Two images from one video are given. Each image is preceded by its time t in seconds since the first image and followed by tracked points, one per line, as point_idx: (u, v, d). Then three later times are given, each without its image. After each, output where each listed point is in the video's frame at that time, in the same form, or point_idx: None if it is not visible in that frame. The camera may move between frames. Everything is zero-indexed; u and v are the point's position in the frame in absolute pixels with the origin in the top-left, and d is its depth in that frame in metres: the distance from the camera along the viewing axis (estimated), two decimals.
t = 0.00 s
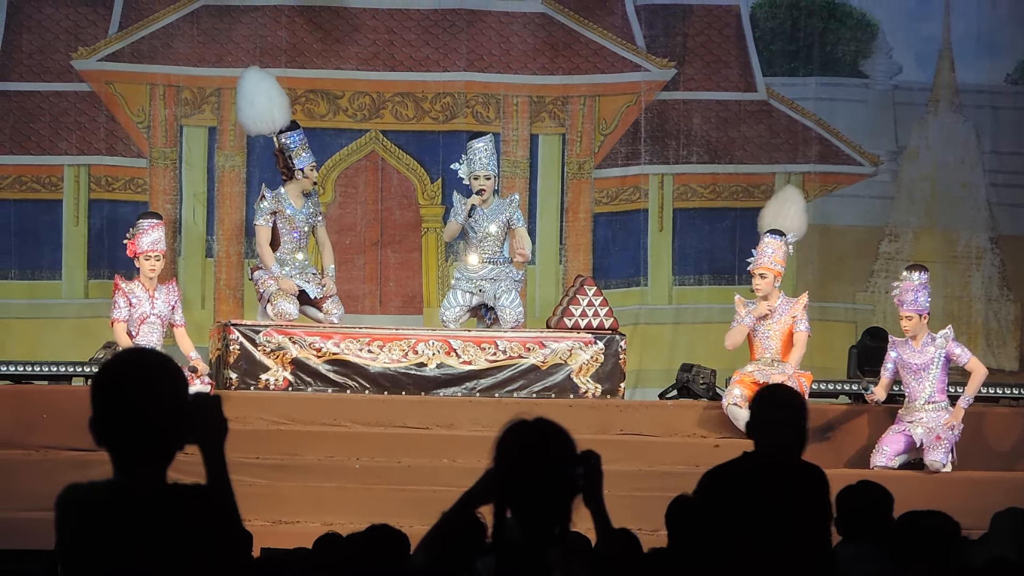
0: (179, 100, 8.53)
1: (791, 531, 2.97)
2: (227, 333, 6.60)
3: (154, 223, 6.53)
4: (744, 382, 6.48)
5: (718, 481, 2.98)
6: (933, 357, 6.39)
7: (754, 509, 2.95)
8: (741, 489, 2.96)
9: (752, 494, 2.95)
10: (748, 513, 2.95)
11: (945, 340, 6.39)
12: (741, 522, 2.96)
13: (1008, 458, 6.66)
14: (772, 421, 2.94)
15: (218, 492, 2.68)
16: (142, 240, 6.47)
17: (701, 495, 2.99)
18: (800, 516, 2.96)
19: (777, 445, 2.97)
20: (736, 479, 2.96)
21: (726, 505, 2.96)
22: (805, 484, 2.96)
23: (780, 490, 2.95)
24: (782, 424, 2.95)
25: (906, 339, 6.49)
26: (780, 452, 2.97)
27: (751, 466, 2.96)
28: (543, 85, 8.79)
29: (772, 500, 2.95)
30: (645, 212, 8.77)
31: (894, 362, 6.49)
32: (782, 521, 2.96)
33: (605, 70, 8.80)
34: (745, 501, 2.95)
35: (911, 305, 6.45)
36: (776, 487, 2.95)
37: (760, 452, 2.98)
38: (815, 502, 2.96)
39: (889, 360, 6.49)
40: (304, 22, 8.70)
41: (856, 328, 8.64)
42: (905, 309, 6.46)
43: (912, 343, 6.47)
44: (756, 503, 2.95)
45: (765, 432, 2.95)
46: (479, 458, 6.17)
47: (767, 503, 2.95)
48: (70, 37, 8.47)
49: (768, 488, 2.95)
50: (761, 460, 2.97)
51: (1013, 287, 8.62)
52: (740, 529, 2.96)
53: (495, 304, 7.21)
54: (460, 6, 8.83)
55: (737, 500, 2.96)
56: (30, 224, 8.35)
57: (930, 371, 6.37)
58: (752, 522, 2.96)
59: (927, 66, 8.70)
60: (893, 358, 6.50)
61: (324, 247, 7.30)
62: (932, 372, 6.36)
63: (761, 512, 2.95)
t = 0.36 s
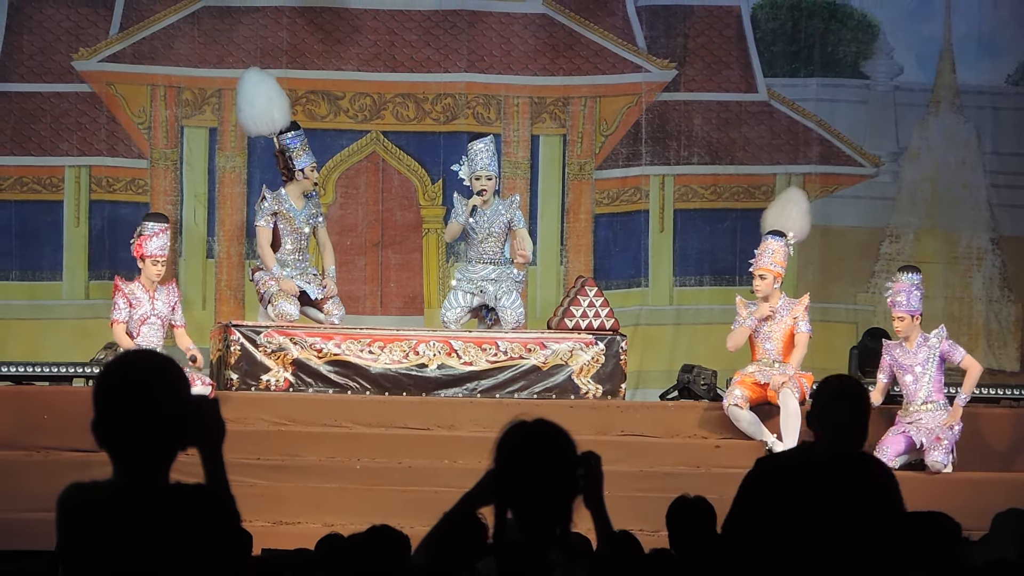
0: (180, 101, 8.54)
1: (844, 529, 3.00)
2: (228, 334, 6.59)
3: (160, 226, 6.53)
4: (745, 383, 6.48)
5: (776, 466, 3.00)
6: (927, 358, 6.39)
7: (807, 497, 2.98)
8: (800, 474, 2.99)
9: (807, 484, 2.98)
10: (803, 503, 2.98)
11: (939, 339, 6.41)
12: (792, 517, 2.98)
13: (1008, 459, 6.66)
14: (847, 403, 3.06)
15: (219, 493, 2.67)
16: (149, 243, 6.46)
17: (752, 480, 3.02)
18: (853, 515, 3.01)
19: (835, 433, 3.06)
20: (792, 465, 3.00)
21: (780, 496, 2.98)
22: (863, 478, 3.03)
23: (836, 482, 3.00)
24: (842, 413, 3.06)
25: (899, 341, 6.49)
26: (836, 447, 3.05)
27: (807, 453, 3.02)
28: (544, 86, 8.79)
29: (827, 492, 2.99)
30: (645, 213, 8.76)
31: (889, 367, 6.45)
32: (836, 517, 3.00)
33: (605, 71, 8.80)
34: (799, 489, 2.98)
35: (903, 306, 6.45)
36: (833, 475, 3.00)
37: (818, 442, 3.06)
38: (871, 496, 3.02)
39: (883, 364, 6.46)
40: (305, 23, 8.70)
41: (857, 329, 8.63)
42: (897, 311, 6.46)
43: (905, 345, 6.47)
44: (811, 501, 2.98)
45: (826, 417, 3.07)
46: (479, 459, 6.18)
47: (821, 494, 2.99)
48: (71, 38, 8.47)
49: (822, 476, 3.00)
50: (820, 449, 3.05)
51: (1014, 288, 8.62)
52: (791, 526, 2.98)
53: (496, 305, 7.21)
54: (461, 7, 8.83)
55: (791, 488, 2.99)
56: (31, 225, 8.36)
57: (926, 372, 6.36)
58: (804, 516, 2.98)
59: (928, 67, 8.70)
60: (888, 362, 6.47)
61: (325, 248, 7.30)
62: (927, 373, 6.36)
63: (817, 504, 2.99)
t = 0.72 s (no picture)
0: (181, 101, 8.54)
1: (878, 539, 2.94)
2: (229, 334, 6.58)
3: (164, 229, 6.52)
4: (746, 383, 6.48)
5: (801, 486, 2.94)
6: (922, 357, 6.37)
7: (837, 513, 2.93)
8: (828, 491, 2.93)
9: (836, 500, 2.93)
10: (833, 518, 2.93)
11: (933, 338, 6.37)
12: (823, 533, 2.93)
13: (1009, 459, 6.66)
14: (863, 415, 2.97)
15: (218, 494, 2.63)
16: (152, 245, 6.46)
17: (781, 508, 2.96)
18: (887, 524, 2.94)
19: (863, 443, 2.98)
20: (818, 484, 2.94)
21: (808, 514, 2.93)
22: (894, 483, 2.95)
23: (867, 492, 2.94)
24: (866, 423, 2.97)
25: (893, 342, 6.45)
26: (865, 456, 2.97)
27: (833, 467, 2.96)
28: (545, 87, 8.80)
29: (856, 506, 2.94)
30: (646, 213, 8.76)
31: (884, 369, 6.47)
32: (868, 529, 2.94)
33: (606, 71, 8.81)
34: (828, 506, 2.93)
35: (898, 305, 6.39)
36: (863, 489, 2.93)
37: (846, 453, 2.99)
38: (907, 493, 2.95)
39: (878, 367, 6.47)
40: (306, 24, 8.70)
41: (858, 329, 8.64)
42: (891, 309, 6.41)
43: (898, 345, 6.43)
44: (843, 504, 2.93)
45: (852, 426, 2.98)
46: (480, 459, 6.18)
47: (851, 507, 2.93)
48: (72, 39, 8.47)
49: (849, 491, 2.93)
50: (851, 460, 2.97)
51: (1015, 288, 8.63)
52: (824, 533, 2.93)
53: (497, 305, 7.21)
54: (462, 8, 8.83)
55: (819, 505, 2.93)
56: (32, 226, 8.35)
57: (920, 371, 6.36)
58: (835, 530, 2.93)
59: (929, 67, 8.70)
60: (882, 364, 6.48)
61: (326, 248, 7.30)
62: (922, 372, 6.36)
63: (848, 516, 2.93)
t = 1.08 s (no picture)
0: (181, 102, 8.54)
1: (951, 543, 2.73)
2: (229, 335, 6.57)
3: (165, 230, 6.52)
4: (746, 384, 6.48)
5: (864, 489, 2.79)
6: (930, 359, 6.35)
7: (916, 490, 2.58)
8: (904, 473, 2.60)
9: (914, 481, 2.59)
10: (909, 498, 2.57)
11: (941, 341, 6.38)
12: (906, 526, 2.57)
13: (1010, 460, 6.66)
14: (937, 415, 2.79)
15: (219, 494, 2.54)
16: (151, 246, 6.46)
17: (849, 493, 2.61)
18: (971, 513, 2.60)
19: (935, 435, 2.76)
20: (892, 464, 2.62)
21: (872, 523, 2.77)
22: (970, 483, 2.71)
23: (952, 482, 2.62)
24: (937, 417, 2.79)
25: (900, 343, 6.44)
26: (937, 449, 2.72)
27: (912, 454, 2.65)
28: (546, 87, 8.80)
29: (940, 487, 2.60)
30: (647, 214, 8.76)
31: (889, 369, 6.44)
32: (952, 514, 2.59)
33: (607, 72, 8.81)
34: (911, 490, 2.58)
35: (906, 304, 6.40)
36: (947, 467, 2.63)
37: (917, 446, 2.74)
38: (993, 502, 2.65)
39: (884, 366, 6.44)
40: (306, 24, 8.70)
41: (859, 330, 8.64)
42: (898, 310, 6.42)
43: (905, 345, 6.42)
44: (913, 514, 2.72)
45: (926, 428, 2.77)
46: (481, 460, 6.19)
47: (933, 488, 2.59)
48: (72, 39, 8.47)
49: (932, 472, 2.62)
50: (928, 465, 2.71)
51: (1016, 289, 8.63)
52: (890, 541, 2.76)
53: (498, 306, 7.21)
54: (463, 8, 8.83)
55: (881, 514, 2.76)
56: (32, 227, 8.34)
57: (927, 372, 6.34)
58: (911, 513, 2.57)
59: (930, 68, 8.69)
60: (888, 364, 6.45)
61: (326, 249, 7.30)
62: (929, 373, 6.33)
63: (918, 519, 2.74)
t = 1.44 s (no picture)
0: (182, 103, 8.54)
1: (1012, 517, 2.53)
2: (230, 336, 6.57)
3: (166, 230, 6.52)
4: (747, 384, 6.48)
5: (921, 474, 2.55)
6: (941, 361, 6.36)
7: (956, 497, 2.52)
8: (947, 472, 2.54)
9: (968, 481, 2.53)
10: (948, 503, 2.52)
11: (954, 345, 6.38)
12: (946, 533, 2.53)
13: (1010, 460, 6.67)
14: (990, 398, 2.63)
15: (224, 497, 2.46)
16: (152, 247, 6.46)
17: (888, 492, 2.59)
18: (1017, 507, 2.53)
19: (982, 424, 2.59)
20: (931, 468, 2.54)
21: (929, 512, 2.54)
22: None
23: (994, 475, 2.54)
24: (984, 402, 2.62)
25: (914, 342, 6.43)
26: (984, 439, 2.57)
27: (951, 452, 2.55)
28: (547, 88, 8.80)
29: (980, 487, 2.53)
30: (647, 215, 8.77)
31: (899, 366, 6.42)
32: (995, 509, 2.53)
33: (608, 73, 8.82)
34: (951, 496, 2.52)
35: (923, 304, 6.41)
36: (992, 464, 2.54)
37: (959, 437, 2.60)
38: None
39: (894, 364, 6.42)
40: (307, 25, 8.70)
41: (860, 330, 8.64)
42: (915, 309, 6.44)
43: (919, 345, 6.43)
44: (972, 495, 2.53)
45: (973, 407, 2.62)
46: (482, 460, 6.19)
47: (973, 490, 2.53)
48: (73, 40, 8.47)
49: (988, 466, 2.55)
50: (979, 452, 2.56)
51: (1017, 290, 8.63)
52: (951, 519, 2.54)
53: (499, 307, 7.20)
54: (463, 10, 8.84)
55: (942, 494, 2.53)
56: (33, 228, 8.34)
57: (937, 375, 6.33)
58: (949, 513, 2.52)
59: (931, 70, 8.70)
60: (898, 362, 6.43)
61: (327, 250, 7.30)
62: (938, 377, 6.33)
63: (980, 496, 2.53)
